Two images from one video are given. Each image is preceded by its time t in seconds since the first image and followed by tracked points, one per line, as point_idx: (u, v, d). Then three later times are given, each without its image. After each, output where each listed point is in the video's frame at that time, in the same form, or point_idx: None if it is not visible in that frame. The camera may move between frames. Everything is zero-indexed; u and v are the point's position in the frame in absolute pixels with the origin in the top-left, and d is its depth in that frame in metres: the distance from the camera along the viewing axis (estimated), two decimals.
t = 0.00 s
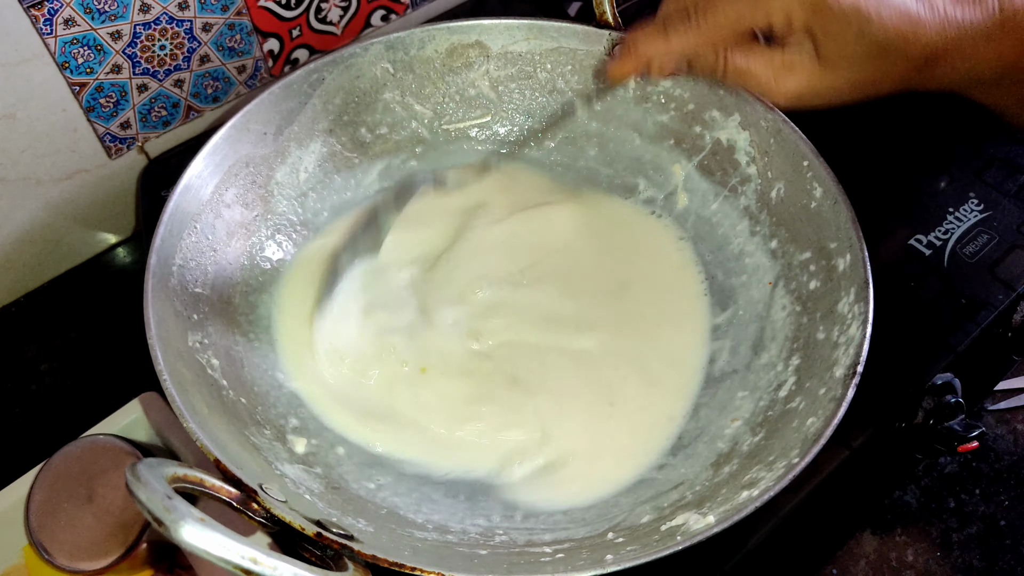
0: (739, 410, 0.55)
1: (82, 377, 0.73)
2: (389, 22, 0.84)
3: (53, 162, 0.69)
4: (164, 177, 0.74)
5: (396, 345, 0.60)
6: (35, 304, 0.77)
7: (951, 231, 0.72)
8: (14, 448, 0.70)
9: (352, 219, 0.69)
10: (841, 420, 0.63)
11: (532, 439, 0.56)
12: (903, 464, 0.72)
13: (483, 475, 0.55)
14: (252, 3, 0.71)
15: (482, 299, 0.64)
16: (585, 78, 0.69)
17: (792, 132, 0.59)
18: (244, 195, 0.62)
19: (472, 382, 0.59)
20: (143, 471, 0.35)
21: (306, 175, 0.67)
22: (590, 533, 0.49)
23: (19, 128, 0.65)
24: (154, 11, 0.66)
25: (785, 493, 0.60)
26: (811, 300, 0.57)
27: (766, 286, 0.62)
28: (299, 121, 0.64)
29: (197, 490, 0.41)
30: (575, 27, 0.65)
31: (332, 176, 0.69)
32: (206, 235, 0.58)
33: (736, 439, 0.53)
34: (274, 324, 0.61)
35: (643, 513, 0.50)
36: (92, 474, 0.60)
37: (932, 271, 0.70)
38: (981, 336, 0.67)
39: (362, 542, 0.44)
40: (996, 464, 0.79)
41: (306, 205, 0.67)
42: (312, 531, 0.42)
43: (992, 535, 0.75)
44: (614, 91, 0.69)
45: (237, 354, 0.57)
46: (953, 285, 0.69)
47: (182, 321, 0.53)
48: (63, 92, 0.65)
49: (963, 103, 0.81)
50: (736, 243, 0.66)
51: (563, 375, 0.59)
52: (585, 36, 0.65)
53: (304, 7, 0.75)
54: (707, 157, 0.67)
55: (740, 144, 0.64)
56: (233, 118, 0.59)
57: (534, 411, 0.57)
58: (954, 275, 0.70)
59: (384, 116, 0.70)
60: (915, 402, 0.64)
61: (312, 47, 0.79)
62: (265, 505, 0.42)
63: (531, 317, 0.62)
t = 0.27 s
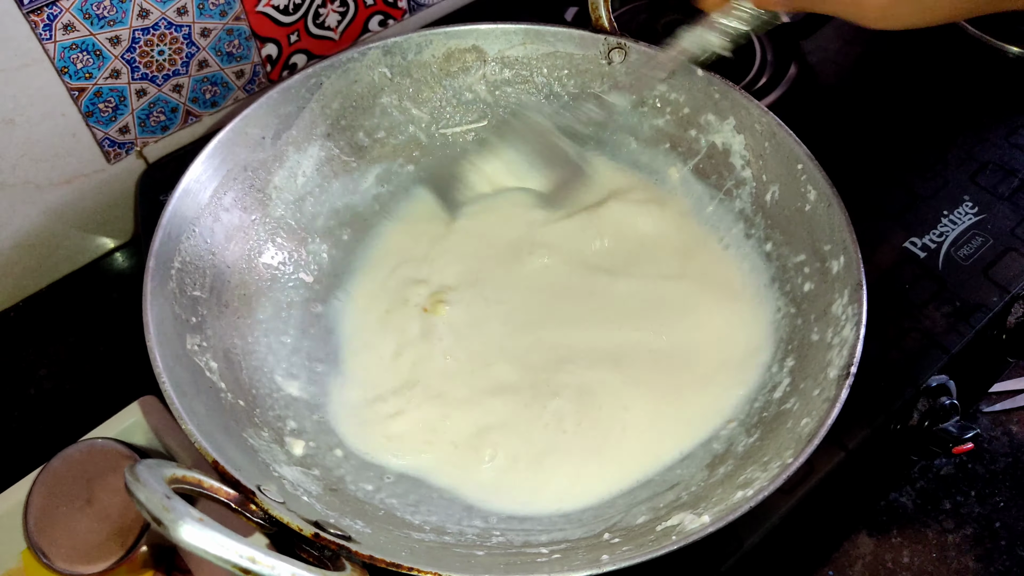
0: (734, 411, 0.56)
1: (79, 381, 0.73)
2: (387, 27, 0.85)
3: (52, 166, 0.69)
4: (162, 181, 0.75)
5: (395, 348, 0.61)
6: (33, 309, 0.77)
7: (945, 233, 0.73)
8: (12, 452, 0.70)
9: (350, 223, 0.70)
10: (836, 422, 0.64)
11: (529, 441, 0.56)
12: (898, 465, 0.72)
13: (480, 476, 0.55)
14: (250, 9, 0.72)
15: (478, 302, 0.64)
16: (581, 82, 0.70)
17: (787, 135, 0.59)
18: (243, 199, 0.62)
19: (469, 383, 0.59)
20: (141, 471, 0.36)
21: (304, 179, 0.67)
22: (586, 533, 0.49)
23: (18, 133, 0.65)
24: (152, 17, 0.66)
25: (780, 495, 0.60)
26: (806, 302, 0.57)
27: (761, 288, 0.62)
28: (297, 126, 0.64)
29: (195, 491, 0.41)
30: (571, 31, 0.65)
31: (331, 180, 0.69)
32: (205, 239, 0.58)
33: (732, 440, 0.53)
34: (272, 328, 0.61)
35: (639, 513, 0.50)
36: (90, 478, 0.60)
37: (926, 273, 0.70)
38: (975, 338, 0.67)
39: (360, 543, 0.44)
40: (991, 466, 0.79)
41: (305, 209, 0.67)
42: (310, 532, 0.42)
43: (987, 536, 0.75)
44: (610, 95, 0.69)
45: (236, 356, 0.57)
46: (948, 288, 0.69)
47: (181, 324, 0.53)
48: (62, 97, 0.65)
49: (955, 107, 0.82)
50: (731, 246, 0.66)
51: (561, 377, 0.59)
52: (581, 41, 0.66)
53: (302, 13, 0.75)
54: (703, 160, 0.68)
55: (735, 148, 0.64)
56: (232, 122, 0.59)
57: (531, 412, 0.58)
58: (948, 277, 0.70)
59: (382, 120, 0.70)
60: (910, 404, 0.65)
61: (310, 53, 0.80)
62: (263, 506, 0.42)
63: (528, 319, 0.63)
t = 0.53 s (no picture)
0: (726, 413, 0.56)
1: (76, 388, 0.74)
2: (383, 37, 0.85)
3: (50, 175, 0.70)
4: (160, 189, 0.75)
5: (395, 352, 0.62)
6: (31, 317, 0.78)
7: (936, 239, 0.74)
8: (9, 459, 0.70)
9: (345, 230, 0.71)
10: (828, 426, 0.64)
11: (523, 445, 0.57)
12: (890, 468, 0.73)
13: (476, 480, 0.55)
14: (247, 19, 0.72)
15: (472, 308, 0.65)
16: (575, 90, 0.70)
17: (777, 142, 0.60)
18: (240, 206, 0.63)
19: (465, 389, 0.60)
20: (140, 474, 0.36)
21: (301, 186, 0.68)
22: (580, 536, 0.50)
23: (17, 142, 0.66)
24: (150, 26, 0.67)
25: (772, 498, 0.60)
26: (797, 306, 0.58)
27: (753, 293, 0.63)
28: (293, 134, 0.65)
29: (193, 494, 0.42)
30: (565, 40, 0.66)
31: (327, 187, 0.69)
32: (202, 245, 0.59)
33: (724, 443, 0.54)
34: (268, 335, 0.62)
35: (633, 515, 0.51)
36: (88, 484, 0.61)
37: (917, 278, 0.71)
38: (966, 342, 0.68)
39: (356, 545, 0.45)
40: (984, 470, 0.79)
41: (301, 215, 0.68)
42: (307, 534, 0.42)
43: (980, 539, 0.75)
44: (604, 103, 0.70)
45: (232, 361, 0.57)
46: (939, 293, 0.70)
47: (178, 330, 0.54)
48: (61, 106, 0.66)
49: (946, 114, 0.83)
50: (724, 251, 0.67)
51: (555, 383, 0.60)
52: (575, 49, 0.67)
53: (299, 23, 0.76)
54: (695, 167, 0.69)
55: (726, 155, 0.65)
56: (229, 131, 0.60)
57: (524, 415, 0.58)
58: (939, 282, 0.71)
59: (377, 128, 0.71)
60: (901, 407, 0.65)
61: (307, 62, 0.81)
62: (260, 509, 0.43)
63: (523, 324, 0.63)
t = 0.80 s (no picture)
0: (723, 412, 0.57)
1: (79, 389, 0.74)
2: (385, 41, 0.86)
3: (55, 177, 0.71)
4: (164, 191, 0.76)
5: (397, 358, 0.63)
6: (34, 318, 0.78)
7: (933, 242, 0.75)
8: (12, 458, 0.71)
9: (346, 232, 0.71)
10: (825, 427, 0.65)
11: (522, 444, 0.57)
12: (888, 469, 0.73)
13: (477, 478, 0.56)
14: (250, 23, 0.73)
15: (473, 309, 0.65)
16: (574, 94, 0.71)
17: (774, 145, 0.61)
18: (244, 208, 0.63)
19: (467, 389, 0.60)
20: (147, 466, 0.37)
21: (304, 188, 0.68)
22: (579, 532, 0.50)
23: (22, 144, 0.66)
24: (155, 30, 0.68)
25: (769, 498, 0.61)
26: (794, 307, 0.58)
27: (751, 294, 0.63)
28: (297, 136, 0.66)
29: (198, 489, 0.42)
30: (565, 44, 0.67)
31: (329, 189, 0.70)
32: (206, 246, 0.60)
33: (722, 442, 0.54)
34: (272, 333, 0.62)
35: (631, 512, 0.51)
36: (90, 483, 0.61)
37: (914, 281, 0.72)
38: (963, 344, 0.68)
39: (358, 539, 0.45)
40: (981, 471, 0.80)
41: (304, 217, 0.69)
42: (309, 528, 0.43)
43: (977, 540, 0.76)
44: (603, 106, 0.71)
45: (236, 359, 0.58)
46: (936, 295, 0.71)
47: (183, 328, 0.54)
48: (66, 109, 0.67)
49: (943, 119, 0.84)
50: (722, 253, 0.68)
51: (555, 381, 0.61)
52: (575, 54, 0.67)
53: (301, 27, 0.77)
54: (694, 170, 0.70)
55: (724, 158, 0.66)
56: (234, 133, 0.61)
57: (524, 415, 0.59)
58: (936, 285, 0.72)
59: (380, 131, 0.72)
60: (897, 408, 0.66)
61: (309, 66, 0.82)
62: (263, 504, 0.44)
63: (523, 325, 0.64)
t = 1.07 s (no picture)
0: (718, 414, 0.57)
1: (77, 393, 0.75)
2: (383, 49, 0.87)
3: (54, 183, 0.71)
4: (163, 197, 0.77)
5: (396, 360, 0.63)
6: (33, 323, 0.79)
7: (927, 248, 0.75)
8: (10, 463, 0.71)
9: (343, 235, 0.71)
10: (819, 430, 0.65)
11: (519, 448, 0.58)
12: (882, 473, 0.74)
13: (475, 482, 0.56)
14: (250, 31, 0.74)
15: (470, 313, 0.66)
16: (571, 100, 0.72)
17: (768, 152, 0.62)
18: (243, 213, 0.64)
19: (465, 393, 0.61)
20: (146, 467, 0.37)
21: (302, 194, 0.69)
22: (575, 533, 0.50)
23: (23, 150, 0.67)
24: (154, 37, 0.68)
25: (765, 500, 0.61)
26: (788, 311, 0.59)
27: (745, 298, 0.64)
28: (295, 142, 0.67)
29: (196, 490, 0.43)
30: (561, 51, 0.68)
31: (327, 195, 0.71)
32: (205, 250, 0.60)
33: (717, 444, 0.55)
34: (270, 338, 0.63)
35: (627, 513, 0.52)
36: (90, 486, 0.61)
37: (908, 286, 0.73)
38: (956, 349, 0.69)
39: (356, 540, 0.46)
40: (975, 475, 0.80)
41: (302, 222, 0.69)
42: (308, 529, 0.43)
43: (972, 543, 0.76)
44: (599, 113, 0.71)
45: (235, 363, 0.58)
46: (929, 300, 0.71)
47: (182, 332, 0.55)
48: (66, 115, 0.67)
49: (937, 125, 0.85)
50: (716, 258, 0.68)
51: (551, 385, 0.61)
52: (571, 61, 0.68)
53: (300, 34, 0.78)
54: (689, 176, 0.70)
55: (719, 164, 0.67)
56: (233, 138, 0.61)
57: (521, 419, 0.59)
58: (930, 290, 0.72)
59: (378, 137, 0.72)
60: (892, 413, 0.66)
61: (308, 74, 0.82)
62: (262, 505, 0.44)
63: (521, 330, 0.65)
